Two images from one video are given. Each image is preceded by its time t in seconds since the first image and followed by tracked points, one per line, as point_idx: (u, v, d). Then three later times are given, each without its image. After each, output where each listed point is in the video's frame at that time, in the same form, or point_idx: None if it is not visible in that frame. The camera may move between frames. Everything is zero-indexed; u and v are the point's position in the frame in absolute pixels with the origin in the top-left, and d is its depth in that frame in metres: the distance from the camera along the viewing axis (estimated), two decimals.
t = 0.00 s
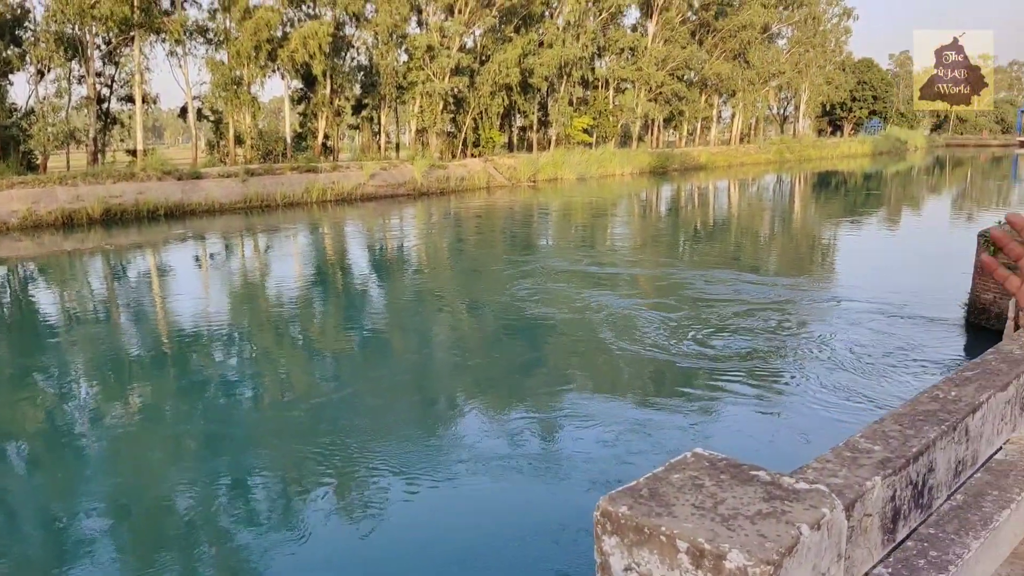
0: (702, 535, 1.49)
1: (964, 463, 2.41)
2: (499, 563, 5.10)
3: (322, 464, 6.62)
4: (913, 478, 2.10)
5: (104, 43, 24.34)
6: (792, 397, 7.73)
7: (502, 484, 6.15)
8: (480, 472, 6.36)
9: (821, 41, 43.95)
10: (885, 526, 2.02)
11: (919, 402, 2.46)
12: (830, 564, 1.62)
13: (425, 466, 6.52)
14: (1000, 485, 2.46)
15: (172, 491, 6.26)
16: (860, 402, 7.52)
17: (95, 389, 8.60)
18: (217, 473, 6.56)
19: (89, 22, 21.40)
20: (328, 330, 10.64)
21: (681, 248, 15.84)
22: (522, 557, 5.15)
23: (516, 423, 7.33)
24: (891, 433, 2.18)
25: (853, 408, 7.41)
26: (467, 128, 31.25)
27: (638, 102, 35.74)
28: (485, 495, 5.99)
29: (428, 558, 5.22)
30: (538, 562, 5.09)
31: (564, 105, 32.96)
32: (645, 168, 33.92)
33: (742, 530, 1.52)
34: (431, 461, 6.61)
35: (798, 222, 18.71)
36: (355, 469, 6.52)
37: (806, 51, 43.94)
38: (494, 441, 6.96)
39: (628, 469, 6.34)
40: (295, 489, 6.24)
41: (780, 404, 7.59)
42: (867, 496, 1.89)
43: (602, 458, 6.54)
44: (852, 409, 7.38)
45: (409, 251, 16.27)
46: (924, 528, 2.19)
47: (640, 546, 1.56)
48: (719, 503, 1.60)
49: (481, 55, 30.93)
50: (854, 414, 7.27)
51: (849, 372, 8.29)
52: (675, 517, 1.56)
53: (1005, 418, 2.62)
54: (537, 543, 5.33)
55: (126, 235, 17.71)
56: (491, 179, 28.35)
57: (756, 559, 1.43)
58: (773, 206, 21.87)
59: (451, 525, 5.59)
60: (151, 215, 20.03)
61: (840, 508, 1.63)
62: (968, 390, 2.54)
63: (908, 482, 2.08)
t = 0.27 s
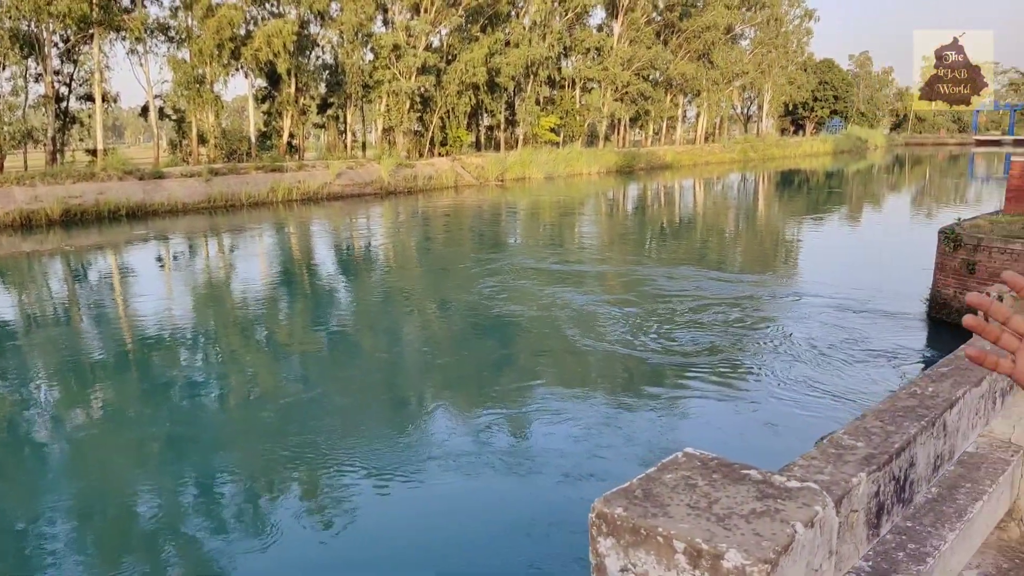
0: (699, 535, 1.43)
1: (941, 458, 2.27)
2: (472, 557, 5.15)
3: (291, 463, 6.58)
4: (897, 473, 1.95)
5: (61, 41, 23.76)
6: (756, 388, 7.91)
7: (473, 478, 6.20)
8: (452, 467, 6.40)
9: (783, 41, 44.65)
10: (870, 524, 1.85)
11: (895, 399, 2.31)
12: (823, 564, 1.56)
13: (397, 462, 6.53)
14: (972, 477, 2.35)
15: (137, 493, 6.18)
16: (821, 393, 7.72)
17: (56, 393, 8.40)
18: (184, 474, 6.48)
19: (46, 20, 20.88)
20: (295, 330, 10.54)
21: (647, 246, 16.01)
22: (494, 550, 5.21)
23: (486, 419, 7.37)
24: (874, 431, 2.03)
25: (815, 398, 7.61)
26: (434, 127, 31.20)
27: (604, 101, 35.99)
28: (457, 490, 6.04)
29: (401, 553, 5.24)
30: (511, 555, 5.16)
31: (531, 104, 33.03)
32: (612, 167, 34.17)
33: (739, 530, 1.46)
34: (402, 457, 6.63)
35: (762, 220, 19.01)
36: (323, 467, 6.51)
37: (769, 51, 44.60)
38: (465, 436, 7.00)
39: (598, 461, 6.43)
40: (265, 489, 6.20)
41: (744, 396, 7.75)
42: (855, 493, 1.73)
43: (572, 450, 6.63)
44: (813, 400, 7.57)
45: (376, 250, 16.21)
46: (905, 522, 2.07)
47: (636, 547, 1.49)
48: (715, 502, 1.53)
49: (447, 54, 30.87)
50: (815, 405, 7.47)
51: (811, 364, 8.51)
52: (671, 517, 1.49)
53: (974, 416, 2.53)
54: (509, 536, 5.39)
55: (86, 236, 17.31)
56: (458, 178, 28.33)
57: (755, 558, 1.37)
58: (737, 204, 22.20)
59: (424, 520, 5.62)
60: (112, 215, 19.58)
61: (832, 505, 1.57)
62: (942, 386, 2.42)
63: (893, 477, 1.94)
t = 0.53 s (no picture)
0: (674, 527, 1.30)
1: (907, 449, 2.07)
2: (432, 549, 5.16)
3: (248, 459, 6.48)
4: (861, 465, 1.75)
5: (8, 27, 22.95)
6: (713, 378, 8.06)
7: (435, 470, 6.21)
8: (414, 459, 6.40)
9: (741, 36, 45.30)
10: (837, 516, 1.66)
11: (859, 388, 2.14)
12: (795, 559, 1.42)
13: (358, 456, 6.51)
14: (928, 466, 2.37)
15: (89, 492, 6.04)
16: (775, 382, 7.90)
17: (5, 390, 8.16)
18: (139, 472, 6.35)
19: None
20: (252, 324, 10.36)
21: (608, 239, 16.13)
22: (455, 542, 5.23)
23: (447, 411, 7.38)
24: (838, 422, 1.86)
25: (769, 387, 7.78)
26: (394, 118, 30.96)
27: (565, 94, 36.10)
28: (419, 482, 6.04)
29: (361, 546, 5.23)
30: (470, 546, 5.18)
31: (492, 96, 32.97)
32: (573, 160, 34.31)
33: (714, 522, 1.32)
34: (364, 450, 6.61)
35: (720, 213, 19.30)
36: (282, 460, 6.46)
37: (727, 46, 45.20)
38: (427, 428, 7.00)
39: (559, 450, 6.50)
40: (223, 486, 6.11)
41: (701, 385, 7.90)
42: (823, 483, 1.56)
43: (533, 441, 6.68)
44: (768, 388, 7.74)
45: (336, 242, 16.06)
46: (865, 509, 2.06)
47: (612, 541, 1.34)
48: (691, 495, 1.39)
49: (408, 45, 30.62)
50: (770, 393, 7.64)
51: (766, 353, 8.70)
52: (649, 510, 1.35)
53: (942, 402, 2.35)
54: (470, 527, 5.42)
55: (35, 229, 16.78)
56: (420, 170, 28.18)
57: (728, 549, 1.25)
58: (696, 197, 22.52)
59: (385, 513, 5.62)
60: (63, 207, 18.99)
61: (806, 496, 1.44)
62: (906, 375, 2.22)
63: (858, 468, 1.74)
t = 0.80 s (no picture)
0: (643, 537, 1.31)
1: (866, 457, 2.11)
2: (390, 555, 5.12)
3: (205, 465, 6.35)
4: (823, 474, 1.79)
5: None
6: (672, 382, 8.17)
7: (396, 474, 6.18)
8: (375, 463, 6.37)
9: (701, 46, 46.03)
10: (799, 525, 1.69)
11: (820, 398, 2.18)
12: (761, 566, 1.45)
13: (318, 460, 6.45)
14: (886, 473, 2.44)
15: (39, 500, 5.84)
16: (734, 387, 8.02)
17: None
18: (91, 479, 6.15)
19: None
20: (210, 328, 10.16)
21: (570, 245, 16.23)
22: (413, 547, 5.20)
23: (408, 415, 7.34)
24: (800, 431, 1.89)
25: (727, 392, 7.90)
26: (357, 121, 30.75)
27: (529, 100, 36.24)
28: (379, 486, 6.00)
29: (319, 552, 5.17)
30: (428, 551, 5.16)
31: (456, 101, 32.94)
32: (536, 166, 34.45)
33: (682, 532, 1.34)
34: (324, 454, 6.54)
35: (681, 221, 19.56)
36: (240, 467, 6.33)
37: (688, 55, 45.89)
38: (388, 432, 6.96)
39: (520, 454, 6.52)
40: (178, 492, 5.96)
41: (661, 389, 8.00)
42: (785, 493, 1.59)
43: (495, 444, 6.69)
44: (725, 393, 7.87)
45: (296, 245, 15.87)
46: (826, 518, 2.10)
47: (582, 551, 1.35)
48: (659, 506, 1.41)
49: (371, 48, 30.44)
50: (727, 398, 7.76)
51: (723, 358, 8.85)
52: (618, 521, 1.36)
53: (899, 412, 2.42)
54: (429, 532, 5.39)
55: None
56: (382, 173, 28.01)
57: (697, 559, 1.27)
58: (657, 205, 22.80)
59: (343, 517, 5.57)
60: (13, 207, 18.41)
61: (771, 505, 1.46)
62: (864, 386, 2.27)
63: (820, 477, 1.78)
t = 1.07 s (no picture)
0: (629, 555, 1.31)
1: (849, 474, 2.12)
2: (368, 570, 5.06)
3: (184, 481, 6.25)
4: (807, 491, 1.80)
5: None
6: (656, 397, 8.20)
7: (377, 488, 6.13)
8: (357, 477, 6.31)
9: (683, 65, 46.54)
10: (784, 542, 1.69)
11: (803, 415, 2.19)
12: None
13: (299, 474, 6.39)
14: (868, 490, 2.45)
15: (13, 517, 5.72)
16: (717, 402, 8.06)
17: None
18: (68, 496, 6.02)
19: None
20: (191, 343, 10.05)
21: (554, 261, 16.26)
22: (391, 562, 5.14)
23: (390, 430, 7.28)
24: (784, 448, 1.91)
25: (708, 407, 7.93)
26: (341, 136, 30.73)
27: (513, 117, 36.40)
28: (360, 499, 5.95)
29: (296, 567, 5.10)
30: (407, 566, 5.10)
31: (440, 117, 33.04)
32: (520, 182, 34.57)
33: (668, 550, 1.34)
34: (305, 468, 6.48)
35: (664, 237, 19.68)
36: (219, 484, 6.21)
37: (670, 74, 46.35)
38: (371, 446, 6.91)
39: (502, 468, 6.50)
40: (156, 510, 5.83)
41: (645, 404, 8.02)
42: (769, 510, 1.60)
43: (478, 458, 6.67)
44: (707, 408, 7.89)
45: (278, 260, 15.78)
46: (811, 535, 2.10)
47: (568, 571, 1.35)
48: (645, 524, 1.41)
49: (355, 63, 30.51)
50: (709, 413, 7.77)
51: (706, 373, 8.89)
52: (604, 540, 1.36)
53: (881, 429, 2.44)
54: (408, 547, 5.34)
55: None
56: (366, 189, 27.97)
57: None
58: (640, 221, 22.94)
59: (322, 532, 5.50)
60: None
61: (757, 523, 1.47)
62: (846, 403, 2.29)
63: (803, 494, 1.78)
